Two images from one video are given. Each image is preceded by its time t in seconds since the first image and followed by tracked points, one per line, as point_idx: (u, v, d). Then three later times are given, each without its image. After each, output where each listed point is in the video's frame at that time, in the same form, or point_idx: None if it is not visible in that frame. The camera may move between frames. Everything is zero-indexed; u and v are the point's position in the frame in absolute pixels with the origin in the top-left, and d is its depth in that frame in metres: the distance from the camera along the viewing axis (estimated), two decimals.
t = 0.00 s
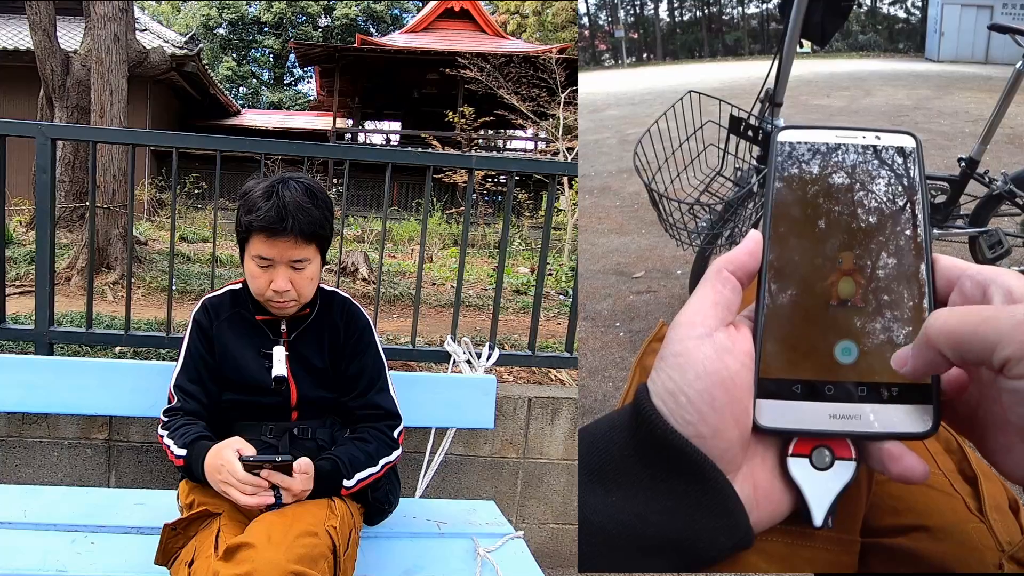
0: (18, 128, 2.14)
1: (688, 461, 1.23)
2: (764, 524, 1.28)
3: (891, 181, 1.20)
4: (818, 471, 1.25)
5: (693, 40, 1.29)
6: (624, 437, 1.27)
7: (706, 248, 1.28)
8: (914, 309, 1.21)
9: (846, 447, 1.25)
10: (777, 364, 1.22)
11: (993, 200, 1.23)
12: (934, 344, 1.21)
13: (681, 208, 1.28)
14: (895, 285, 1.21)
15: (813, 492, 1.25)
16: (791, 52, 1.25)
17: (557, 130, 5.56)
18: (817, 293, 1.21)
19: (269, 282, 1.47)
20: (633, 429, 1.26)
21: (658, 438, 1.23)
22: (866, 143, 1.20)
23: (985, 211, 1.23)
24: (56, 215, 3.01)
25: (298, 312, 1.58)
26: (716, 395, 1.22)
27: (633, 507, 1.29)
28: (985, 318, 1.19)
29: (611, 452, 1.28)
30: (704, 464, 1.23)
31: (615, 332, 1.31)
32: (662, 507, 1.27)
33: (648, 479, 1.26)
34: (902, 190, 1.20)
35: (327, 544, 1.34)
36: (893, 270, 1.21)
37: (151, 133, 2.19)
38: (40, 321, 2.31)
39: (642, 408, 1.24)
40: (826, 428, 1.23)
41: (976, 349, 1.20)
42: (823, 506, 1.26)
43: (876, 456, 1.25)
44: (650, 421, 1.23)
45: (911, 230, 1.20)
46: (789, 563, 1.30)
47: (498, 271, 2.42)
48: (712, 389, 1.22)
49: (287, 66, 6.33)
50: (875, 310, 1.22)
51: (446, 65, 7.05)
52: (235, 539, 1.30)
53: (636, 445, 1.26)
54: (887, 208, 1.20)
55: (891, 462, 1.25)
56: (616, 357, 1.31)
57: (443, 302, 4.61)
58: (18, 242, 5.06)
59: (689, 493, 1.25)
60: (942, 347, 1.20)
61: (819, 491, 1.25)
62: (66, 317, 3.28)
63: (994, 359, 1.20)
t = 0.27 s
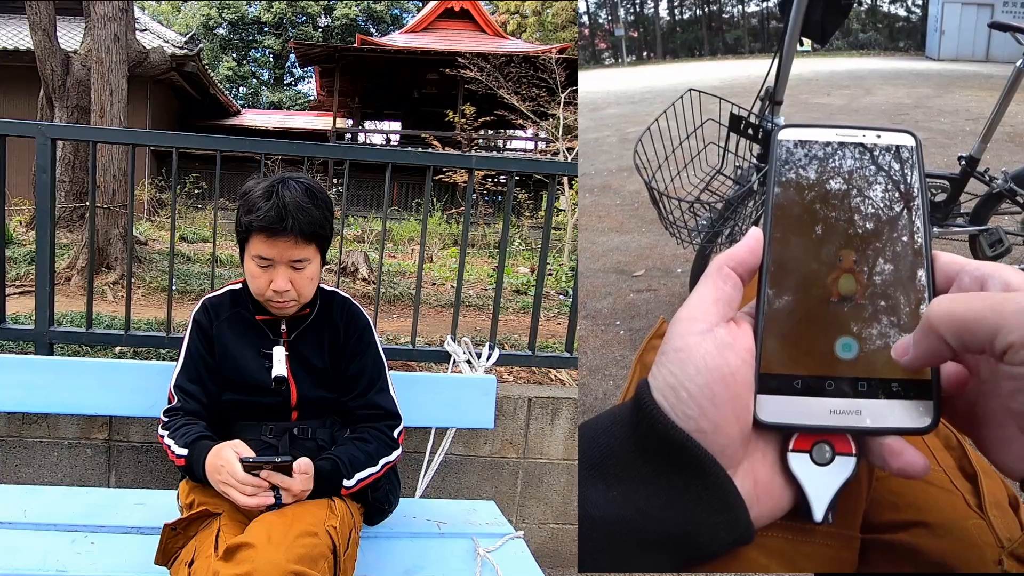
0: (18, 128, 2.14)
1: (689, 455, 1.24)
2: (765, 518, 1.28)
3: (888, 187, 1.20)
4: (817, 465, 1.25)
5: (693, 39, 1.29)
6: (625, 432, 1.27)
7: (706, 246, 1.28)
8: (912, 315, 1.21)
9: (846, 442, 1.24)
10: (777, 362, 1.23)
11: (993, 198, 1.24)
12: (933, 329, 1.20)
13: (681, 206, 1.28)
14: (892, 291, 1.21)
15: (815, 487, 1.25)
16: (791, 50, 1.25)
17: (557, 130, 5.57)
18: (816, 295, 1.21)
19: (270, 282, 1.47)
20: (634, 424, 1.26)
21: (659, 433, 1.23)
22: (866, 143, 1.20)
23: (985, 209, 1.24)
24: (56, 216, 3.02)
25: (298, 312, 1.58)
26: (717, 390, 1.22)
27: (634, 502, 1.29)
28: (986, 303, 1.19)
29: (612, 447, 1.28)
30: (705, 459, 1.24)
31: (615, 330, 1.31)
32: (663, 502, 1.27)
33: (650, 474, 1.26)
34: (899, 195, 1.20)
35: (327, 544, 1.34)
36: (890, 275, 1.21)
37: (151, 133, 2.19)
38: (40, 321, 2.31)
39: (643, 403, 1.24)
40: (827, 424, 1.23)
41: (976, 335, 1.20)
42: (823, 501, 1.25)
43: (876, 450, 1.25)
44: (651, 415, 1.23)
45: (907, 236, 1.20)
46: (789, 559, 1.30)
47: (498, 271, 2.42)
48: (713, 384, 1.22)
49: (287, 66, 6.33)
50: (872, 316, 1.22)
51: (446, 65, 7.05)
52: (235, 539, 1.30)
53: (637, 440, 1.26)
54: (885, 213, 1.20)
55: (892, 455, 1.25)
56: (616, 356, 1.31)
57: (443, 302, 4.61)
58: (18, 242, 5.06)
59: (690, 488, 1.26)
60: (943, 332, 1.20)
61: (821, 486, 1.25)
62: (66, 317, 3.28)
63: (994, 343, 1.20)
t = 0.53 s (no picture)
0: (18, 128, 2.14)
1: (689, 452, 1.24)
2: (765, 517, 1.28)
3: (890, 185, 1.20)
4: (817, 464, 1.24)
5: (693, 38, 1.29)
6: (625, 431, 1.27)
7: (706, 245, 1.28)
8: (913, 313, 1.21)
9: (846, 441, 1.24)
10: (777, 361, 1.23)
11: (994, 197, 1.23)
12: (932, 345, 1.16)
13: (681, 206, 1.28)
14: (895, 289, 1.21)
15: (815, 486, 1.24)
16: (791, 49, 1.24)
17: (557, 130, 5.57)
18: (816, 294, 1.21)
19: (269, 282, 1.47)
20: (634, 423, 1.26)
21: (659, 431, 1.23)
22: (867, 142, 1.20)
23: (985, 208, 1.23)
24: (56, 216, 3.02)
25: (298, 312, 1.58)
26: (716, 388, 1.22)
27: (633, 501, 1.29)
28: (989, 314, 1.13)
29: (611, 445, 1.28)
30: (705, 457, 1.24)
31: (616, 329, 1.32)
32: (662, 500, 1.27)
33: (649, 472, 1.26)
34: (901, 193, 1.20)
35: (327, 544, 1.34)
36: (893, 274, 1.20)
37: (151, 133, 2.19)
38: (40, 321, 2.31)
39: (643, 401, 1.24)
40: (828, 422, 1.23)
41: (977, 349, 1.15)
42: (823, 500, 1.25)
43: (875, 449, 1.25)
44: (650, 413, 1.23)
45: (910, 234, 1.20)
46: (789, 557, 1.30)
47: (498, 271, 2.42)
48: (713, 382, 1.22)
49: (287, 66, 6.33)
50: (874, 313, 1.21)
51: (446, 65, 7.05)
52: (235, 539, 1.30)
53: (636, 438, 1.26)
54: (886, 211, 1.20)
55: (889, 455, 1.25)
56: (617, 355, 1.31)
57: (443, 302, 4.61)
58: (18, 242, 5.06)
59: (689, 485, 1.26)
60: (942, 348, 1.15)
61: (821, 485, 1.24)
62: (65, 318, 3.28)
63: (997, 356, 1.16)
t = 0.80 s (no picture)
0: (18, 128, 2.14)
1: (689, 452, 1.24)
2: (765, 518, 1.28)
3: (892, 186, 1.20)
4: (818, 464, 1.24)
5: (694, 37, 1.29)
6: (625, 431, 1.27)
7: (707, 245, 1.28)
8: (916, 314, 1.21)
9: (846, 441, 1.24)
10: (777, 361, 1.23)
11: (995, 197, 1.23)
12: (920, 364, 1.17)
13: (682, 205, 1.28)
14: (897, 291, 1.21)
15: (815, 487, 1.24)
16: (791, 48, 1.24)
17: (557, 130, 5.57)
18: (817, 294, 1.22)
19: (269, 283, 1.47)
20: (634, 423, 1.26)
21: (659, 431, 1.23)
22: (868, 143, 1.20)
23: (986, 208, 1.23)
24: (56, 216, 3.02)
25: (298, 312, 1.58)
26: (717, 389, 1.22)
27: (634, 502, 1.29)
28: (976, 332, 1.14)
29: (612, 446, 1.28)
30: (705, 457, 1.24)
31: (616, 329, 1.31)
32: (663, 501, 1.27)
33: (650, 473, 1.26)
34: (903, 195, 1.20)
35: (327, 544, 1.34)
36: (895, 275, 1.21)
37: (151, 133, 2.19)
38: (40, 321, 2.31)
39: (643, 401, 1.24)
40: (828, 423, 1.23)
41: (968, 366, 1.16)
42: (824, 501, 1.25)
43: (877, 449, 1.25)
44: (651, 414, 1.23)
45: (912, 236, 1.20)
46: (789, 557, 1.30)
47: (498, 271, 2.42)
48: (714, 382, 1.22)
49: (287, 66, 6.34)
50: (877, 315, 1.21)
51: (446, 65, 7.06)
52: (235, 539, 1.30)
53: (637, 438, 1.26)
54: (889, 212, 1.20)
55: (889, 454, 1.25)
56: (617, 354, 1.31)
57: (443, 302, 4.61)
58: (18, 242, 5.06)
59: (690, 486, 1.26)
60: (931, 369, 1.17)
61: (822, 486, 1.24)
62: (65, 318, 3.28)
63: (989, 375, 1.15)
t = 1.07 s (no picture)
0: (18, 128, 2.14)
1: (689, 455, 1.23)
2: (766, 520, 1.28)
3: (893, 188, 1.20)
4: (818, 467, 1.24)
5: (694, 37, 1.29)
6: (626, 433, 1.27)
7: (707, 245, 1.28)
8: (917, 316, 1.21)
9: (846, 444, 1.24)
10: (778, 364, 1.23)
11: (995, 198, 1.23)
12: (898, 377, 1.19)
13: (683, 206, 1.28)
14: (897, 293, 1.21)
15: (815, 489, 1.24)
16: (792, 49, 1.24)
17: (557, 130, 5.58)
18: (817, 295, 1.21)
19: (269, 283, 1.47)
20: (634, 426, 1.26)
21: (659, 434, 1.23)
22: (868, 144, 1.20)
23: (986, 209, 1.23)
24: (56, 215, 3.01)
25: (298, 312, 1.58)
26: (717, 391, 1.22)
27: (635, 504, 1.29)
28: (951, 346, 1.17)
29: (612, 448, 1.28)
30: (705, 460, 1.24)
31: (616, 329, 1.31)
32: (664, 503, 1.27)
33: (650, 475, 1.26)
34: (904, 197, 1.20)
35: (327, 544, 1.34)
36: (895, 277, 1.21)
37: (151, 133, 2.19)
38: (40, 321, 2.31)
39: (643, 404, 1.24)
40: (827, 425, 1.23)
41: (944, 380, 1.18)
42: (825, 503, 1.25)
43: (877, 451, 1.25)
44: (651, 417, 1.23)
45: (913, 238, 1.21)
46: (790, 559, 1.31)
47: (498, 271, 2.42)
48: (714, 384, 1.22)
49: (287, 66, 6.35)
50: (877, 318, 1.21)
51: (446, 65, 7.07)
52: (236, 539, 1.30)
53: (637, 440, 1.26)
54: (889, 214, 1.20)
55: (890, 456, 1.25)
56: (617, 355, 1.31)
57: (443, 302, 4.61)
58: (18, 242, 5.06)
59: (690, 489, 1.25)
60: (908, 381, 1.19)
61: (821, 488, 1.24)
62: (65, 318, 3.27)
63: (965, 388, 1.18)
